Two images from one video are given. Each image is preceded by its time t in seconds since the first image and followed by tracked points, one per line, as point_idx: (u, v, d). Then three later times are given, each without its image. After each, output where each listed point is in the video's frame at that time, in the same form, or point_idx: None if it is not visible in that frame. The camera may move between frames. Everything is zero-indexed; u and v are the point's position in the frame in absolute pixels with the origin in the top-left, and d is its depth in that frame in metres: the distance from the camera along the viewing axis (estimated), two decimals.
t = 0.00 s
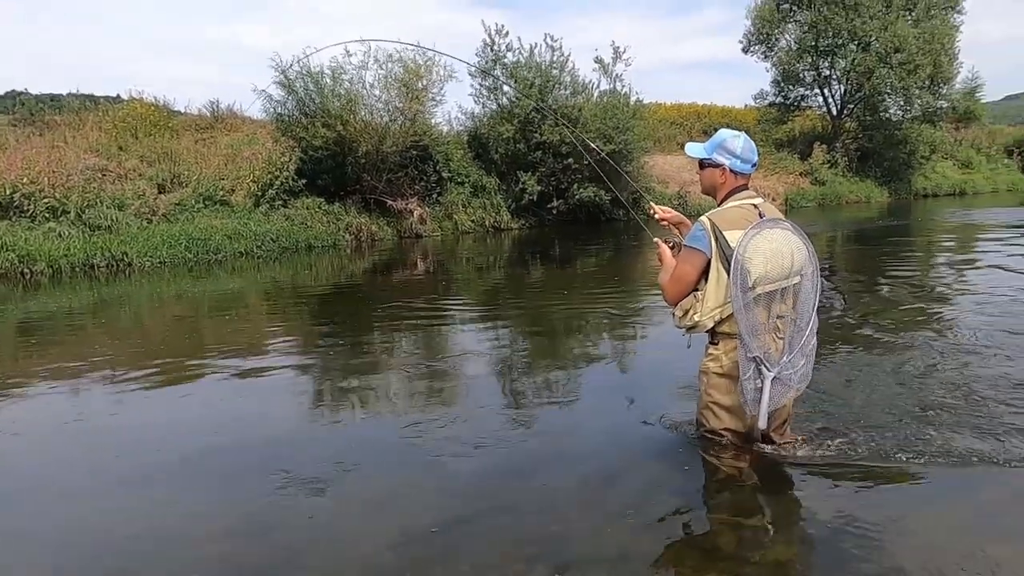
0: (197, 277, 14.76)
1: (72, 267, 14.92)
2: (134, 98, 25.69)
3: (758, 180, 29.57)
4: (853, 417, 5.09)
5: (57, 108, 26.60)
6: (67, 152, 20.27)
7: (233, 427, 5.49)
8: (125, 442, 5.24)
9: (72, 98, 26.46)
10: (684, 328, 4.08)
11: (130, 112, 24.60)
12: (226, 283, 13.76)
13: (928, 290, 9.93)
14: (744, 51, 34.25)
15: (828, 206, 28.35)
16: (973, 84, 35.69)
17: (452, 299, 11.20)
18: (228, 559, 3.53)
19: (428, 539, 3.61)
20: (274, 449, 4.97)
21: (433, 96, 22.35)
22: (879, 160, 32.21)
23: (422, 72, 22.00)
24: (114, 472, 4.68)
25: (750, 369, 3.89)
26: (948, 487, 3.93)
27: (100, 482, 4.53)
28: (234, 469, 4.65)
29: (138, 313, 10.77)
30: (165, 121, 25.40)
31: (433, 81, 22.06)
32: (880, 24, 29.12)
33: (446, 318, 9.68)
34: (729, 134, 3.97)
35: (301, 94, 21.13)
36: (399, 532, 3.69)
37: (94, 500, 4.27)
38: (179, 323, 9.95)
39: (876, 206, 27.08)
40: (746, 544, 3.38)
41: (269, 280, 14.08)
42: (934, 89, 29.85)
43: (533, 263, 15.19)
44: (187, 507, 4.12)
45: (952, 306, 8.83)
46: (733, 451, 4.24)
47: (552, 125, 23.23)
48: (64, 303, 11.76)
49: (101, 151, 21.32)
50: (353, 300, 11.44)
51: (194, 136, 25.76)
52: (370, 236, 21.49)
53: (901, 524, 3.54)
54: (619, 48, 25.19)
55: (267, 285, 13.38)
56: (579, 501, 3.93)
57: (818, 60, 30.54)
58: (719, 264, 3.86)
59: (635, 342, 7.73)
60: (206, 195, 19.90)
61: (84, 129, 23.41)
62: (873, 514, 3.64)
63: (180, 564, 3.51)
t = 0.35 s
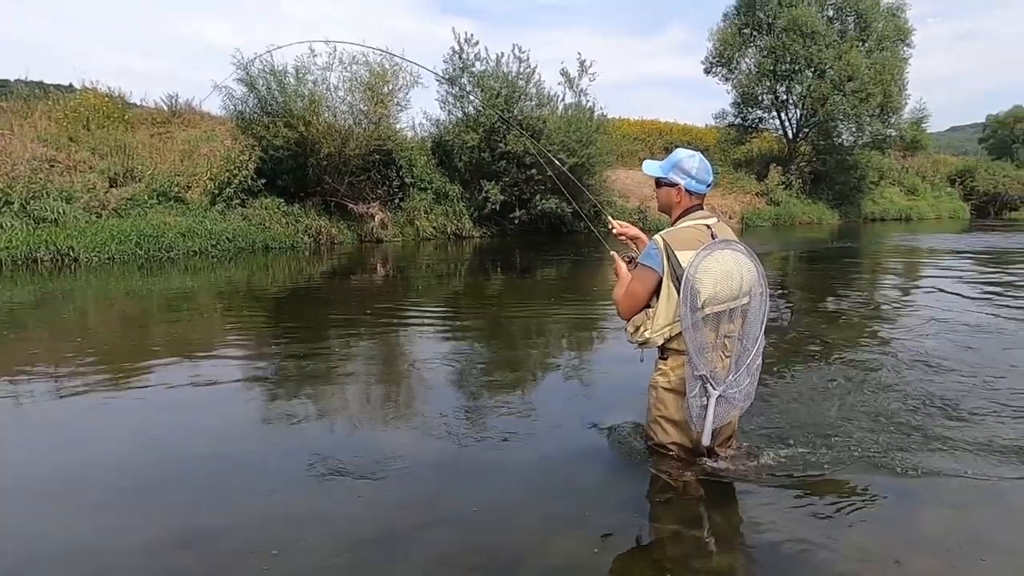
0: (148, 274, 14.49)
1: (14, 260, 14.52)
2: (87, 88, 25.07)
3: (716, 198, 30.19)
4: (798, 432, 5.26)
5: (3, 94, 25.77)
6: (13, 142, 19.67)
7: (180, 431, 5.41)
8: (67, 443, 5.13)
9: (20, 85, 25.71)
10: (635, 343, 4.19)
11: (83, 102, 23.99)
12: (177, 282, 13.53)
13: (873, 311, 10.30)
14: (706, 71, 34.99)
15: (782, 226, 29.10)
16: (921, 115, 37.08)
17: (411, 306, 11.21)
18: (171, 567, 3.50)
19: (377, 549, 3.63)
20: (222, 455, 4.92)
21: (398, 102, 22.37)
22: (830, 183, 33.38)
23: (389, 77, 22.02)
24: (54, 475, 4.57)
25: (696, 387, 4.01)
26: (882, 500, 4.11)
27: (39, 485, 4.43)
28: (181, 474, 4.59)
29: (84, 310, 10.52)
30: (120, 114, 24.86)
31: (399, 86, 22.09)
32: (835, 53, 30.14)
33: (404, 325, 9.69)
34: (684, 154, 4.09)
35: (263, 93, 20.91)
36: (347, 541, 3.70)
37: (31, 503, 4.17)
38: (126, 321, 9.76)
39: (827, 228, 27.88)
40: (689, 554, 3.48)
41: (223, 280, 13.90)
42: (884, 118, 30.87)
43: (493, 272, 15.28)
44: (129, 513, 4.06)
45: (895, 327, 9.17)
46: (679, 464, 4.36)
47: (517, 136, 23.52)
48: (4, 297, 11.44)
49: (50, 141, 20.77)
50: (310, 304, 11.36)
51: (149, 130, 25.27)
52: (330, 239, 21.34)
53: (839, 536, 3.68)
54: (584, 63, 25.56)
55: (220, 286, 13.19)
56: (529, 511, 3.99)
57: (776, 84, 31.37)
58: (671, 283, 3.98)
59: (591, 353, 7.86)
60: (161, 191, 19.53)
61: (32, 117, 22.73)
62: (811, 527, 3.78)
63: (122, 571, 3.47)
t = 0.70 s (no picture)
0: (120, 261, 14.34)
1: None
2: (60, 69, 24.63)
3: (694, 202, 30.46)
4: (766, 435, 5.36)
5: None
6: None
7: (150, 421, 5.38)
8: (34, 431, 5.08)
9: None
10: (608, 343, 4.25)
11: (56, 82, 23.59)
12: (149, 270, 13.39)
13: (845, 318, 10.47)
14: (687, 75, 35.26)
15: (757, 232, 29.44)
16: (895, 126, 37.68)
17: (387, 300, 11.21)
18: (139, 559, 3.49)
19: (348, 543, 3.65)
20: (192, 446, 4.91)
21: (379, 95, 22.28)
22: (806, 191, 33.84)
23: (371, 69, 21.91)
24: (20, 464, 4.53)
25: (667, 390, 4.10)
26: (846, 502, 4.21)
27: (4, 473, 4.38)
28: (149, 466, 4.57)
29: (51, 295, 10.40)
30: (94, 96, 24.48)
31: (382, 79, 21.98)
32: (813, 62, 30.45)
33: (381, 319, 9.69)
34: (664, 156, 4.16)
35: (242, 80, 20.74)
36: (312, 537, 3.72)
37: None
38: (95, 308, 9.66)
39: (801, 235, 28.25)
40: (655, 554, 3.55)
41: (196, 269, 13.79)
42: (860, 128, 31.28)
43: (471, 269, 15.30)
44: (98, 503, 4.04)
45: (864, 334, 9.34)
46: (647, 465, 4.43)
47: (498, 134, 23.63)
48: None
49: (21, 122, 20.44)
50: (285, 296, 11.31)
51: (124, 115, 24.93)
52: (307, 230, 21.19)
53: (803, 538, 3.77)
54: (569, 62, 25.64)
55: (193, 275, 13.06)
56: (497, 509, 4.04)
57: (756, 91, 31.69)
58: (646, 286, 4.05)
59: (567, 353, 7.92)
60: (134, 177, 19.32)
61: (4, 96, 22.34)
62: (776, 528, 3.87)
63: (82, 564, 3.44)
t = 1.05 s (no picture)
0: (117, 254, 14.33)
1: None
2: (54, 62, 24.51)
3: (692, 196, 30.45)
4: (762, 430, 5.37)
5: None
6: None
7: (144, 415, 5.36)
8: (30, 425, 5.07)
9: None
10: (605, 338, 4.25)
11: (51, 75, 23.49)
12: (146, 264, 13.36)
13: (841, 313, 10.48)
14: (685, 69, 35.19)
15: (755, 226, 29.45)
16: (893, 120, 37.67)
17: (385, 294, 11.20)
18: (131, 555, 3.47)
19: (344, 538, 3.64)
20: (187, 440, 4.89)
21: (377, 88, 22.21)
22: (803, 185, 33.83)
23: (369, 63, 21.83)
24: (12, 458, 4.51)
25: (663, 386, 4.10)
26: (841, 498, 4.22)
27: None
28: (146, 460, 4.56)
29: (48, 289, 10.39)
30: (90, 89, 24.38)
31: (378, 73, 21.91)
32: (812, 57, 30.38)
33: (378, 313, 9.68)
34: (650, 152, 4.15)
35: (240, 73, 20.65)
36: (309, 531, 3.71)
37: None
38: (92, 302, 9.65)
39: (799, 229, 28.27)
40: (652, 549, 3.55)
41: (193, 263, 13.77)
42: (858, 122, 31.28)
43: (469, 263, 15.29)
44: (91, 498, 4.03)
45: (861, 329, 9.35)
46: (643, 460, 4.44)
47: (495, 128, 23.56)
48: None
49: (17, 115, 20.37)
50: (283, 290, 11.30)
51: (120, 107, 24.84)
52: (304, 225, 21.15)
53: (799, 534, 3.78)
54: (567, 55, 25.56)
55: (190, 269, 13.03)
56: (494, 504, 4.04)
57: (754, 85, 31.63)
58: (645, 281, 4.05)
59: (564, 347, 7.92)
60: (131, 170, 19.26)
61: None
62: (772, 524, 3.87)
63: (78, 559, 3.42)
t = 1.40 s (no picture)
0: (118, 251, 14.31)
1: None
2: (54, 58, 24.45)
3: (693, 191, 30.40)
4: (763, 428, 5.35)
5: None
6: None
7: (141, 413, 5.33)
8: (30, 423, 5.06)
9: None
10: (605, 336, 4.23)
11: (51, 71, 23.45)
12: (146, 260, 13.36)
13: (844, 309, 10.43)
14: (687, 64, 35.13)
15: (756, 221, 29.39)
16: (894, 115, 37.58)
17: (386, 291, 11.18)
18: (129, 554, 3.45)
19: (344, 538, 3.62)
20: (187, 438, 4.88)
21: (377, 85, 22.17)
22: (805, 180, 33.75)
23: (369, 59, 21.80)
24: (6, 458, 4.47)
25: (663, 385, 4.08)
26: (842, 496, 4.20)
27: None
28: (145, 458, 4.54)
29: (48, 286, 10.38)
30: (89, 85, 24.35)
31: (379, 68, 21.87)
32: (814, 52, 30.29)
33: (379, 310, 9.66)
34: (658, 146, 4.13)
35: (240, 68, 20.61)
36: (309, 530, 3.69)
37: None
38: (92, 299, 9.64)
39: (800, 225, 28.21)
40: (653, 548, 3.53)
41: (193, 260, 13.76)
42: (860, 117, 31.22)
43: (470, 259, 15.26)
44: (87, 498, 4.00)
45: (864, 325, 9.31)
46: (641, 459, 4.42)
47: (496, 123, 23.50)
48: None
49: (17, 111, 20.34)
50: (284, 286, 11.28)
51: (121, 104, 24.80)
52: (305, 221, 21.11)
53: (802, 532, 3.75)
54: (568, 50, 25.49)
55: (191, 265, 13.02)
56: (495, 503, 4.01)
57: (756, 80, 31.55)
58: (648, 280, 4.02)
59: (566, 344, 7.89)
60: (131, 167, 19.22)
61: None
62: (774, 522, 3.85)
63: (77, 559, 3.40)
